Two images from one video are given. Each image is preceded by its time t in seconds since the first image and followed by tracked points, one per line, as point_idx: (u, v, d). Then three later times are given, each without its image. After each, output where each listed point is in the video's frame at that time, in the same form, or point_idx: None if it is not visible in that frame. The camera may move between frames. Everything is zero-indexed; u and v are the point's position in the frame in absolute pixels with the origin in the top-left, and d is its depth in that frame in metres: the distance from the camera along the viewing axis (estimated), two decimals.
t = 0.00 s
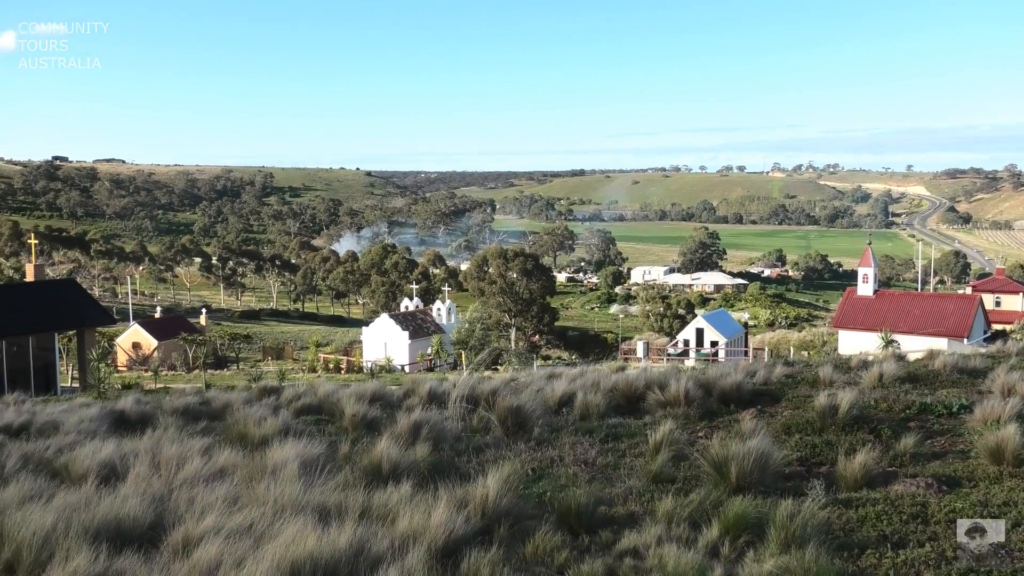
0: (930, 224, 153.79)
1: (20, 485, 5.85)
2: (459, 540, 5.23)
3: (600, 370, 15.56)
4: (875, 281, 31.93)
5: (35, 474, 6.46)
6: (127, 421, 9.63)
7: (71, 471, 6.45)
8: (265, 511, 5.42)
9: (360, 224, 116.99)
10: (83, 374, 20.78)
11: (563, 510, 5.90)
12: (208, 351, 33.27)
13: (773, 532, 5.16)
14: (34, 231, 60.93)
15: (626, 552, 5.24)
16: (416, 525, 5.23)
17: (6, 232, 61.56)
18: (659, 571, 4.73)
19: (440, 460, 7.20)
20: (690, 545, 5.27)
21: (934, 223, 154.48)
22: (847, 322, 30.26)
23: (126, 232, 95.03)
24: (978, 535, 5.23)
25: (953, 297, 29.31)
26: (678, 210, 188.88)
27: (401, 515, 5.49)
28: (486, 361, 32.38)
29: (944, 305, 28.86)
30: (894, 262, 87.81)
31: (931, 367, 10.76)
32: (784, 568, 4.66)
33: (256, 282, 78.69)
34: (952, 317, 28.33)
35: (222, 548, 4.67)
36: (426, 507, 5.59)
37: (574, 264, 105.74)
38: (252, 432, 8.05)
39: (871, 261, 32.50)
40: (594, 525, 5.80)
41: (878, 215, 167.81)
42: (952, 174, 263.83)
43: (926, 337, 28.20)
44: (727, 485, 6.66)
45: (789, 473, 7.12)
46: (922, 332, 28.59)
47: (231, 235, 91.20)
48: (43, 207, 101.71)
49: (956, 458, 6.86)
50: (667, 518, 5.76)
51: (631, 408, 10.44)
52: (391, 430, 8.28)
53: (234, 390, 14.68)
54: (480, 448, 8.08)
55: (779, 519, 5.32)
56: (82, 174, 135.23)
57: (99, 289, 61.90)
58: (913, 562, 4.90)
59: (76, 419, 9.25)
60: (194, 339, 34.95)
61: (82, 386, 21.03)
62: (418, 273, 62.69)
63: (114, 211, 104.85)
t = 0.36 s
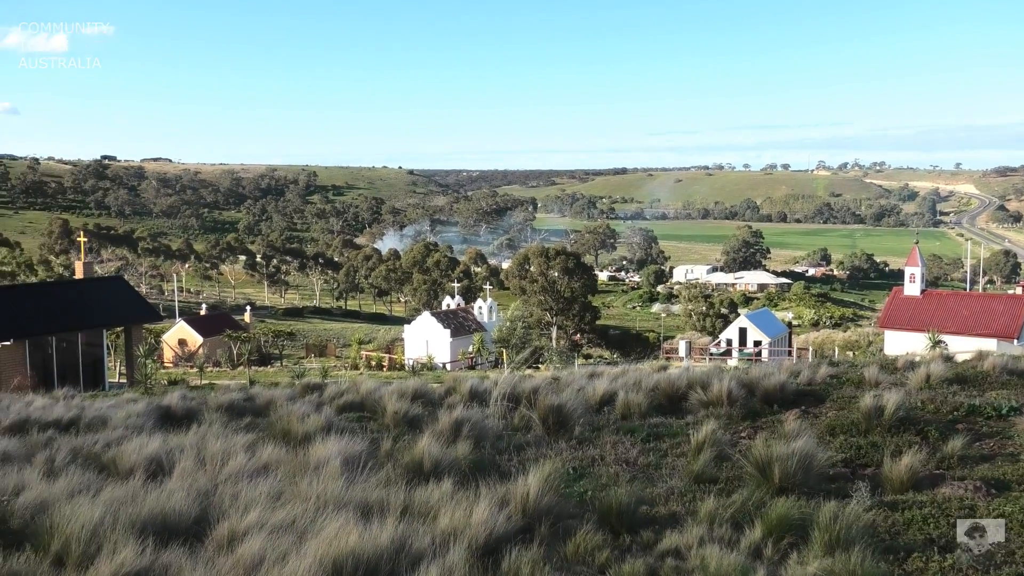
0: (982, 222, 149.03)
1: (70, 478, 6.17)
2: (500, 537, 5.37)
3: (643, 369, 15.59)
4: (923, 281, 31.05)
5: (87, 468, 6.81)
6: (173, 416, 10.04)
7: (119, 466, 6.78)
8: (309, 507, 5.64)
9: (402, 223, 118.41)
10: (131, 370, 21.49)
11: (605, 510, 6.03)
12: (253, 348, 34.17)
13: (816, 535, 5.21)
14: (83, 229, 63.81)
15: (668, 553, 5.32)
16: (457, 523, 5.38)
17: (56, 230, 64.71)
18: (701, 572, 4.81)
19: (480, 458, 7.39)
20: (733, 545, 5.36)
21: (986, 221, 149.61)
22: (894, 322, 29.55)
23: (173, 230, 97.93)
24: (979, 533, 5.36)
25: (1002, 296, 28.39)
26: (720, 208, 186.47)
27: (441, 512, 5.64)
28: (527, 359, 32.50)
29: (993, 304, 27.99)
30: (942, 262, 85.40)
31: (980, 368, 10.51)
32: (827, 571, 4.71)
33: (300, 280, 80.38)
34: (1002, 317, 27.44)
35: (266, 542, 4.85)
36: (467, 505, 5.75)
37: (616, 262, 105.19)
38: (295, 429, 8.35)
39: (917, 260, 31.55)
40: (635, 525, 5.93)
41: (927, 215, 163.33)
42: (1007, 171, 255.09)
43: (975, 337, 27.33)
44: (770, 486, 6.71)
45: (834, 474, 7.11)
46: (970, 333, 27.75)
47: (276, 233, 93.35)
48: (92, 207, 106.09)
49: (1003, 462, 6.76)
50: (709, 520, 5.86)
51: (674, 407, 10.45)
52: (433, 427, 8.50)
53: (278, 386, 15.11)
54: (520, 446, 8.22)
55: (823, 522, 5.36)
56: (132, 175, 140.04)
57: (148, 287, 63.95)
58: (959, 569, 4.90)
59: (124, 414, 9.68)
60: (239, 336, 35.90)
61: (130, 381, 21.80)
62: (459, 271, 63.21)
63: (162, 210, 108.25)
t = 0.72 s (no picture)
0: None
1: (114, 474, 6.47)
2: (538, 535, 5.50)
3: (681, 367, 15.58)
4: (969, 281, 29.86)
5: (130, 463, 7.13)
6: (215, 412, 10.42)
7: (162, 461, 7.10)
8: (348, 503, 5.83)
9: (440, 221, 119.41)
10: (173, 367, 22.21)
11: (643, 509, 6.12)
12: (293, 346, 34.94)
13: (858, 537, 5.25)
14: (128, 227, 66.39)
15: (706, 554, 5.40)
16: (494, 521, 5.51)
17: (101, 228, 67.78)
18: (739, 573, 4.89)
19: (518, 456, 7.55)
20: (772, 547, 5.42)
21: None
22: (939, 321, 28.76)
23: (216, 228, 100.44)
24: (979, 533, 5.47)
25: None
26: (760, 206, 183.75)
27: (479, 510, 5.80)
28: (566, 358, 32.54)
29: None
30: (990, 261, 82.95)
31: None
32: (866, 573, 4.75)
33: (340, 278, 81.74)
34: None
35: (306, 537, 5.03)
36: (505, 503, 5.90)
37: (654, 261, 104.43)
38: (335, 426, 8.60)
39: (961, 258, 30.39)
40: (674, 525, 6.01)
41: (975, 214, 158.60)
42: None
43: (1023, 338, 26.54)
44: (810, 487, 6.71)
45: (876, 476, 7.09)
46: (1019, 333, 26.97)
47: (316, 232, 95.07)
48: (137, 204, 109.99)
49: None
50: (749, 520, 5.92)
51: (713, 407, 10.44)
52: (471, 425, 8.68)
53: (317, 383, 15.48)
54: (559, 445, 8.36)
55: (865, 525, 5.39)
56: (176, 174, 144.30)
57: (192, 284, 65.74)
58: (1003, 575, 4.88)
59: (167, 410, 10.07)
60: (280, 333, 36.77)
61: (172, 378, 22.57)
62: (497, 269, 63.55)
63: (205, 208, 111.04)
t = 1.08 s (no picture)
0: None
1: (155, 469, 6.74)
2: (575, 535, 5.61)
3: (718, 367, 15.56)
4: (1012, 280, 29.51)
5: (171, 459, 7.42)
6: (254, 409, 10.76)
7: (201, 458, 7.37)
8: (384, 501, 6.00)
9: (476, 220, 120.11)
10: (213, 363, 22.81)
11: (680, 509, 6.20)
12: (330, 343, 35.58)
13: (899, 539, 5.28)
14: (169, 226, 68.15)
15: (743, 554, 5.45)
16: (530, 519, 5.64)
17: (143, 227, 69.89)
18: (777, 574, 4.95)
19: (554, 455, 7.68)
20: (811, 549, 5.46)
21: None
22: (981, 322, 28.03)
23: (255, 227, 102.49)
24: (980, 533, 5.53)
25: None
26: (799, 204, 180.72)
27: (516, 509, 5.93)
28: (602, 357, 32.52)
29: None
30: None
31: None
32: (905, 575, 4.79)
33: (376, 277, 82.81)
34: None
35: (343, 534, 5.20)
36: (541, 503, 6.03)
37: (691, 259, 103.53)
38: (372, 424, 8.83)
39: (1005, 257, 29.95)
40: (712, 525, 6.07)
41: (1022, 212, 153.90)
42: None
43: None
44: (850, 488, 6.71)
45: (917, 478, 7.05)
46: None
47: (353, 230, 96.41)
48: (178, 203, 112.90)
49: None
50: (787, 521, 5.96)
51: (751, 407, 10.42)
52: (507, 423, 8.83)
53: (353, 380, 15.79)
54: (595, 443, 8.46)
55: (906, 526, 5.42)
56: (216, 173, 147.58)
57: (231, 282, 67.25)
58: None
59: (207, 407, 10.40)
60: (317, 331, 37.47)
61: (212, 374, 23.18)
62: (533, 267, 63.71)
63: (244, 207, 113.43)
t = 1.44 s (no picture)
0: None
1: (194, 465, 7.04)
2: (609, 535, 5.73)
3: (754, 367, 15.52)
4: None
5: (211, 454, 7.74)
6: (291, 406, 11.09)
7: (240, 454, 7.68)
8: (419, 499, 6.20)
9: (510, 219, 120.44)
10: (250, 360, 23.40)
11: (715, 510, 6.27)
12: (365, 341, 36.17)
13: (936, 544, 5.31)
14: (208, 225, 69.83)
15: (779, 555, 5.51)
16: (565, 518, 5.78)
17: (182, 225, 71.74)
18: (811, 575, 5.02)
19: (587, 455, 7.83)
20: (848, 550, 5.51)
21: None
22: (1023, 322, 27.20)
23: (291, 226, 104.35)
24: (980, 533, 5.57)
25: None
26: (837, 203, 177.43)
27: (549, 508, 6.07)
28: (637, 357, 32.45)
29: None
30: None
31: None
32: None
33: (411, 275, 83.72)
34: None
35: (377, 532, 5.38)
36: (575, 501, 6.18)
37: (727, 259, 102.30)
38: (406, 422, 9.05)
39: None
40: (747, 526, 6.14)
41: None
42: None
43: None
44: (889, 490, 6.71)
45: (957, 480, 7.03)
46: None
47: (387, 229, 97.59)
48: (217, 203, 115.58)
49: None
50: (825, 523, 6.01)
51: (788, 407, 10.41)
52: (542, 422, 8.99)
53: (388, 378, 16.09)
54: (630, 443, 8.57)
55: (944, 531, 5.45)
56: (254, 172, 150.49)
57: (269, 280, 68.66)
58: None
59: (244, 404, 10.76)
60: (353, 329, 38.08)
61: (249, 371, 23.77)
62: (568, 266, 63.69)
63: (281, 205, 115.61)
